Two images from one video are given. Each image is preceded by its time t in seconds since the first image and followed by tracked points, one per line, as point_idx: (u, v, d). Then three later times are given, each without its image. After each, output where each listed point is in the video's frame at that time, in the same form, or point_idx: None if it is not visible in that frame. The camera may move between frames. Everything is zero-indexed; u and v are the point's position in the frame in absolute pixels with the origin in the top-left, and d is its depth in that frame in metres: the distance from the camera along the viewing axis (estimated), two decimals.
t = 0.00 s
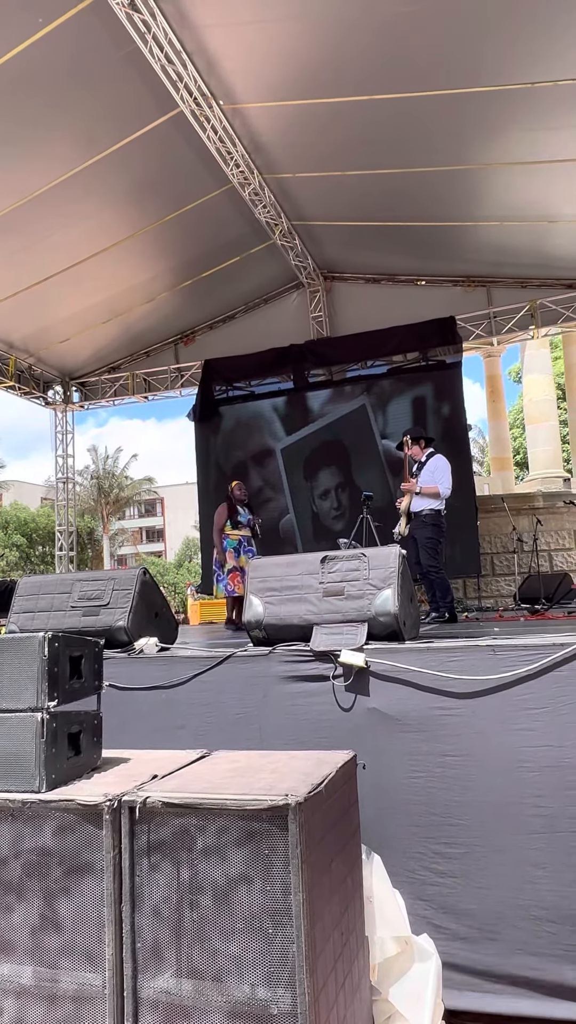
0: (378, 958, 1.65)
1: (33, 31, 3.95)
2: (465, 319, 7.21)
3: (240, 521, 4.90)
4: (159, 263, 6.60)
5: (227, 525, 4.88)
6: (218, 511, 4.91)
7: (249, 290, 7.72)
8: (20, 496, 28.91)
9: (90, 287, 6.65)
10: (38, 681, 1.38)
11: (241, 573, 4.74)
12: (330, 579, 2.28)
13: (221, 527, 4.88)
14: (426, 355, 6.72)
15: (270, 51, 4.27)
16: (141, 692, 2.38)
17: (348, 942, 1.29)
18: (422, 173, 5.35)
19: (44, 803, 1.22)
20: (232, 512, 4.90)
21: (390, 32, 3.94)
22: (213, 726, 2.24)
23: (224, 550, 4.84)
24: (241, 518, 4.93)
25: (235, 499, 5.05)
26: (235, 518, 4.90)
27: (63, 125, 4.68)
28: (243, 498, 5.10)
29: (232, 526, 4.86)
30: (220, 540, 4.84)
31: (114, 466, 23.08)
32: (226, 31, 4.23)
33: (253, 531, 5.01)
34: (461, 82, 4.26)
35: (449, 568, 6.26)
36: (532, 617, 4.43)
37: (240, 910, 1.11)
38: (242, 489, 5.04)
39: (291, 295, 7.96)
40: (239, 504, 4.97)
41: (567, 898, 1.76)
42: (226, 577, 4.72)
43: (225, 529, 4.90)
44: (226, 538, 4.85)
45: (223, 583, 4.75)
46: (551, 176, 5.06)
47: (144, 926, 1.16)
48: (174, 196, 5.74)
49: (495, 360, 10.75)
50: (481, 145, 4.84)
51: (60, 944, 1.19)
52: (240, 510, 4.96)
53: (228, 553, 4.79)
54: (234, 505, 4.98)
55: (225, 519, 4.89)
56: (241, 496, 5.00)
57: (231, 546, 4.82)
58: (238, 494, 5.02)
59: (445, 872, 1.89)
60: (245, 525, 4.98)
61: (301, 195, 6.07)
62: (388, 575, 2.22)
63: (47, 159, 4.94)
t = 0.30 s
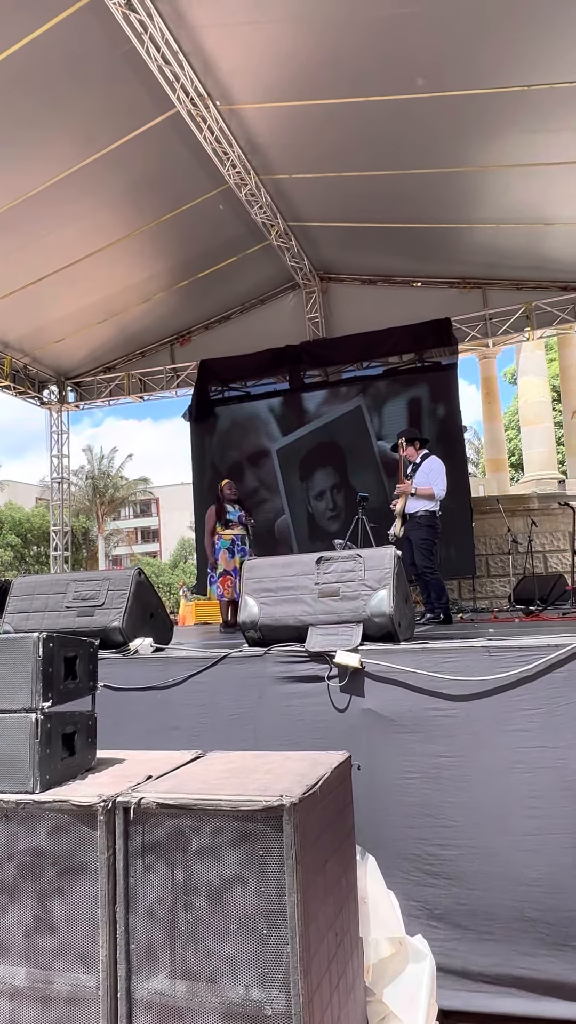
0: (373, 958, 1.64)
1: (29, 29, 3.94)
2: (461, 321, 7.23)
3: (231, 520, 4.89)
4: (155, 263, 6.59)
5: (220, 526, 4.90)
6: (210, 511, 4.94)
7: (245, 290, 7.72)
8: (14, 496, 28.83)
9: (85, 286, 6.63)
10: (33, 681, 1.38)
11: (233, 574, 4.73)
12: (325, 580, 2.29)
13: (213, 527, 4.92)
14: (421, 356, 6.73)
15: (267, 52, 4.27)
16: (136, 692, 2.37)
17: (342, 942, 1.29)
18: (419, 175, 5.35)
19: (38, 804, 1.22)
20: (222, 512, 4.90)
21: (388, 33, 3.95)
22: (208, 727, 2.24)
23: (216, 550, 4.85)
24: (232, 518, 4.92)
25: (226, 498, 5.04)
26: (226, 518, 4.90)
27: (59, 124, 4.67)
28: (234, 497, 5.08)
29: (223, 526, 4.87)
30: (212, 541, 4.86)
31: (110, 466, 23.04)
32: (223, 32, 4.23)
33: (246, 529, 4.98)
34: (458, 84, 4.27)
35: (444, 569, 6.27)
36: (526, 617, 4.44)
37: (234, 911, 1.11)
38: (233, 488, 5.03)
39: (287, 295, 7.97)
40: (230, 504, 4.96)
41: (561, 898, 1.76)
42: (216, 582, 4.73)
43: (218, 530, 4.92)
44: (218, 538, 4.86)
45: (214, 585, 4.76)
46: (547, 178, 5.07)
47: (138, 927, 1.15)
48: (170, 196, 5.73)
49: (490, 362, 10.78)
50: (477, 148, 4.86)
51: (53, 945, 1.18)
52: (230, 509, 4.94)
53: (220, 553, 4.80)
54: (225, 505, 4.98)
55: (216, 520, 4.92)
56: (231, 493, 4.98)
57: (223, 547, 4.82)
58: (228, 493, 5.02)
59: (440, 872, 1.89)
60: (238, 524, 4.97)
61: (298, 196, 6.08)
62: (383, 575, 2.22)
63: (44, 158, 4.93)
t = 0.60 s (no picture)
0: (369, 959, 1.65)
1: (26, 28, 3.93)
2: (458, 322, 7.23)
3: (225, 521, 4.86)
4: (152, 262, 6.59)
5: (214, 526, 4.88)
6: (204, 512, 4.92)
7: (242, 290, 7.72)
8: (10, 496, 28.77)
9: (82, 285, 6.62)
10: (29, 682, 1.37)
11: (229, 576, 4.75)
12: (322, 580, 2.28)
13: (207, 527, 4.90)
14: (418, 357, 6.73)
15: (265, 52, 4.27)
16: (132, 692, 2.37)
17: (338, 943, 1.29)
18: (417, 176, 5.36)
19: (33, 804, 1.21)
20: (216, 512, 4.87)
21: (386, 34, 3.95)
22: (204, 727, 2.24)
23: (210, 551, 4.85)
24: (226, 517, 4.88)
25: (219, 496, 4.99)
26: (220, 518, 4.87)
27: (56, 123, 4.66)
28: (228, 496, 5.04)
29: (218, 527, 4.84)
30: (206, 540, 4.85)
31: (106, 466, 23.00)
32: (221, 32, 4.23)
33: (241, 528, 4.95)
34: (456, 85, 4.28)
35: (441, 570, 6.27)
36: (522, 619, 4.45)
37: (230, 912, 1.11)
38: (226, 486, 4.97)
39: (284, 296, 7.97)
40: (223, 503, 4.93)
41: (557, 899, 1.76)
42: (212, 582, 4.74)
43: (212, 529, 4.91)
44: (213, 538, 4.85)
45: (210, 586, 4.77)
46: (545, 180, 5.09)
47: (134, 928, 1.15)
48: (167, 196, 5.73)
49: (487, 363, 10.81)
50: (474, 149, 4.87)
51: (49, 946, 1.18)
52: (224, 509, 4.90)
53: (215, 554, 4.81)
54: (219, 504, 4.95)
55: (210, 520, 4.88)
56: (225, 492, 4.93)
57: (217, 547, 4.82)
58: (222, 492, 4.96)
59: (435, 873, 1.89)
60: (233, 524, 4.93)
61: (295, 197, 6.08)
62: (380, 576, 2.22)
63: (41, 157, 4.92)
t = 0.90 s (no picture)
0: (367, 959, 1.65)
1: (27, 27, 3.93)
2: (457, 323, 7.24)
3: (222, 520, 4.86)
4: (151, 262, 6.58)
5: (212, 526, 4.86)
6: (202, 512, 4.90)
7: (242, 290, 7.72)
8: (9, 495, 28.75)
9: (81, 285, 6.62)
10: (27, 681, 1.37)
11: (228, 574, 4.73)
12: (320, 580, 2.28)
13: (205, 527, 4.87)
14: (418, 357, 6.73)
15: (265, 52, 4.27)
16: (130, 692, 2.37)
17: (337, 943, 1.29)
18: (416, 177, 5.36)
19: (31, 804, 1.21)
20: (213, 512, 4.85)
21: (386, 34, 3.96)
22: (203, 727, 2.24)
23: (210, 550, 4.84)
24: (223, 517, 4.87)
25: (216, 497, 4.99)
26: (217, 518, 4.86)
27: (56, 123, 4.66)
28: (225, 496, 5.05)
29: (215, 526, 4.82)
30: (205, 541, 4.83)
31: (105, 466, 22.98)
32: (221, 32, 4.23)
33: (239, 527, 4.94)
34: (456, 86, 4.28)
35: (440, 570, 6.27)
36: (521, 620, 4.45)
37: (228, 912, 1.10)
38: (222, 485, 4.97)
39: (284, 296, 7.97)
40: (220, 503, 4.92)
41: (556, 899, 1.76)
42: (210, 582, 4.73)
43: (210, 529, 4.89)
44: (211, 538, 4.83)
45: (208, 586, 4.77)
46: (544, 181, 5.09)
47: (132, 928, 1.15)
48: (167, 196, 5.73)
49: (486, 364, 10.81)
50: (474, 150, 4.87)
51: (46, 946, 1.18)
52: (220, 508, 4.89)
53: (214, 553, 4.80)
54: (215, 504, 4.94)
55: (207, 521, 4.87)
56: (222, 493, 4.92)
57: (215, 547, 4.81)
58: (219, 492, 4.97)
59: (434, 874, 1.89)
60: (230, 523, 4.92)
61: (295, 197, 6.08)
62: (379, 576, 2.22)
63: (41, 157, 4.92)
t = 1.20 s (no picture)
0: (366, 959, 1.65)
1: (30, 27, 3.93)
2: (459, 323, 7.24)
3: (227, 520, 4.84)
4: (153, 262, 6.59)
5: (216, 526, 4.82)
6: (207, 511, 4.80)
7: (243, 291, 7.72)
8: (11, 495, 28.78)
9: (83, 284, 6.62)
10: (27, 681, 1.37)
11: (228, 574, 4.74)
12: (321, 581, 2.28)
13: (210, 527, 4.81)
14: (419, 358, 6.73)
15: (268, 52, 4.27)
16: (131, 691, 2.37)
17: (336, 944, 1.29)
18: (418, 177, 5.36)
19: (31, 803, 1.21)
20: (217, 512, 4.83)
21: (389, 34, 3.96)
22: (203, 727, 2.24)
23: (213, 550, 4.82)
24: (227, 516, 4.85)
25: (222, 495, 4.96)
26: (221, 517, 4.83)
27: (59, 122, 4.67)
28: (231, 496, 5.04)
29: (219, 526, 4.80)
30: (208, 540, 4.81)
31: (106, 466, 23.01)
32: (224, 33, 4.23)
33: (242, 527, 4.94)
34: (458, 86, 4.28)
35: (441, 571, 6.27)
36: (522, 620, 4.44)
37: (228, 912, 1.10)
38: (229, 483, 4.95)
39: (285, 296, 7.97)
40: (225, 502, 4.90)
41: (555, 900, 1.76)
42: (210, 581, 4.77)
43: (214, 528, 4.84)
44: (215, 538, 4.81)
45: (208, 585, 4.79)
46: (547, 182, 5.09)
47: (131, 928, 1.15)
48: (169, 196, 5.73)
49: (488, 365, 10.81)
50: (476, 150, 4.86)
51: (46, 945, 1.18)
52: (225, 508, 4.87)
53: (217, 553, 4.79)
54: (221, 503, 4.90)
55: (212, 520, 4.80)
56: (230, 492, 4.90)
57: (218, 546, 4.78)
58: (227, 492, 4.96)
59: (434, 875, 1.89)
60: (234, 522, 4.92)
61: (297, 197, 6.08)
62: (380, 577, 2.22)
63: (44, 156, 4.92)
